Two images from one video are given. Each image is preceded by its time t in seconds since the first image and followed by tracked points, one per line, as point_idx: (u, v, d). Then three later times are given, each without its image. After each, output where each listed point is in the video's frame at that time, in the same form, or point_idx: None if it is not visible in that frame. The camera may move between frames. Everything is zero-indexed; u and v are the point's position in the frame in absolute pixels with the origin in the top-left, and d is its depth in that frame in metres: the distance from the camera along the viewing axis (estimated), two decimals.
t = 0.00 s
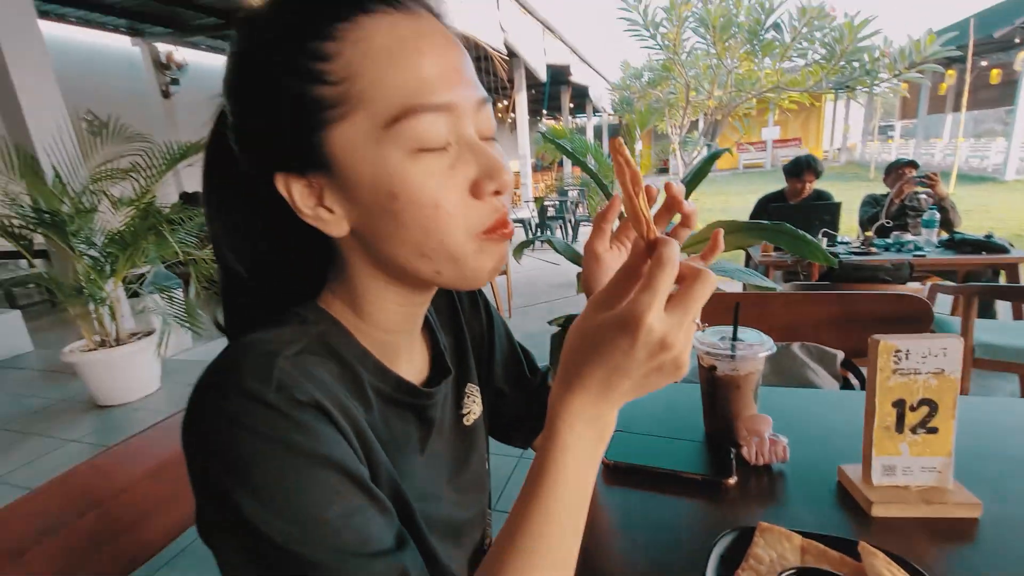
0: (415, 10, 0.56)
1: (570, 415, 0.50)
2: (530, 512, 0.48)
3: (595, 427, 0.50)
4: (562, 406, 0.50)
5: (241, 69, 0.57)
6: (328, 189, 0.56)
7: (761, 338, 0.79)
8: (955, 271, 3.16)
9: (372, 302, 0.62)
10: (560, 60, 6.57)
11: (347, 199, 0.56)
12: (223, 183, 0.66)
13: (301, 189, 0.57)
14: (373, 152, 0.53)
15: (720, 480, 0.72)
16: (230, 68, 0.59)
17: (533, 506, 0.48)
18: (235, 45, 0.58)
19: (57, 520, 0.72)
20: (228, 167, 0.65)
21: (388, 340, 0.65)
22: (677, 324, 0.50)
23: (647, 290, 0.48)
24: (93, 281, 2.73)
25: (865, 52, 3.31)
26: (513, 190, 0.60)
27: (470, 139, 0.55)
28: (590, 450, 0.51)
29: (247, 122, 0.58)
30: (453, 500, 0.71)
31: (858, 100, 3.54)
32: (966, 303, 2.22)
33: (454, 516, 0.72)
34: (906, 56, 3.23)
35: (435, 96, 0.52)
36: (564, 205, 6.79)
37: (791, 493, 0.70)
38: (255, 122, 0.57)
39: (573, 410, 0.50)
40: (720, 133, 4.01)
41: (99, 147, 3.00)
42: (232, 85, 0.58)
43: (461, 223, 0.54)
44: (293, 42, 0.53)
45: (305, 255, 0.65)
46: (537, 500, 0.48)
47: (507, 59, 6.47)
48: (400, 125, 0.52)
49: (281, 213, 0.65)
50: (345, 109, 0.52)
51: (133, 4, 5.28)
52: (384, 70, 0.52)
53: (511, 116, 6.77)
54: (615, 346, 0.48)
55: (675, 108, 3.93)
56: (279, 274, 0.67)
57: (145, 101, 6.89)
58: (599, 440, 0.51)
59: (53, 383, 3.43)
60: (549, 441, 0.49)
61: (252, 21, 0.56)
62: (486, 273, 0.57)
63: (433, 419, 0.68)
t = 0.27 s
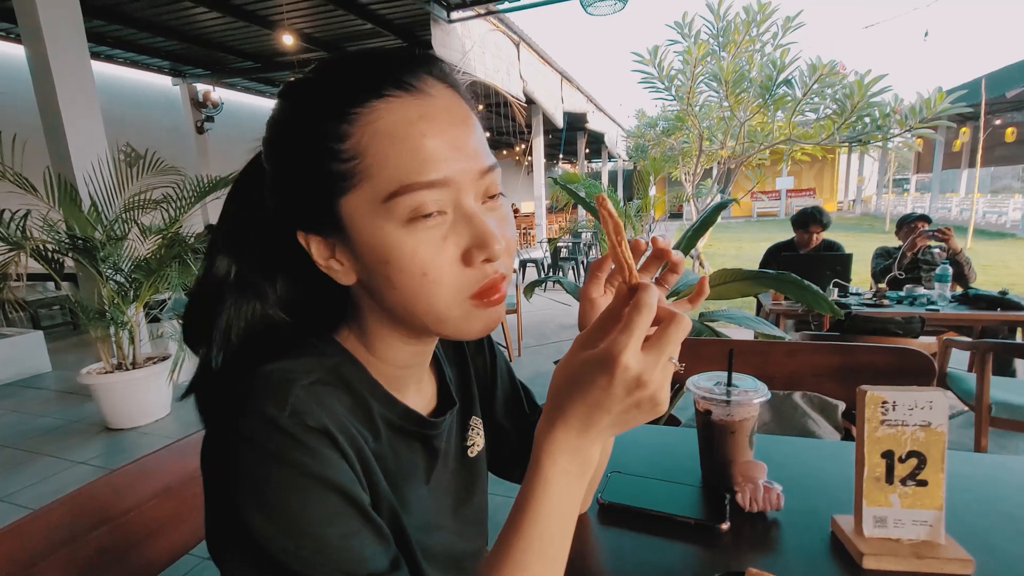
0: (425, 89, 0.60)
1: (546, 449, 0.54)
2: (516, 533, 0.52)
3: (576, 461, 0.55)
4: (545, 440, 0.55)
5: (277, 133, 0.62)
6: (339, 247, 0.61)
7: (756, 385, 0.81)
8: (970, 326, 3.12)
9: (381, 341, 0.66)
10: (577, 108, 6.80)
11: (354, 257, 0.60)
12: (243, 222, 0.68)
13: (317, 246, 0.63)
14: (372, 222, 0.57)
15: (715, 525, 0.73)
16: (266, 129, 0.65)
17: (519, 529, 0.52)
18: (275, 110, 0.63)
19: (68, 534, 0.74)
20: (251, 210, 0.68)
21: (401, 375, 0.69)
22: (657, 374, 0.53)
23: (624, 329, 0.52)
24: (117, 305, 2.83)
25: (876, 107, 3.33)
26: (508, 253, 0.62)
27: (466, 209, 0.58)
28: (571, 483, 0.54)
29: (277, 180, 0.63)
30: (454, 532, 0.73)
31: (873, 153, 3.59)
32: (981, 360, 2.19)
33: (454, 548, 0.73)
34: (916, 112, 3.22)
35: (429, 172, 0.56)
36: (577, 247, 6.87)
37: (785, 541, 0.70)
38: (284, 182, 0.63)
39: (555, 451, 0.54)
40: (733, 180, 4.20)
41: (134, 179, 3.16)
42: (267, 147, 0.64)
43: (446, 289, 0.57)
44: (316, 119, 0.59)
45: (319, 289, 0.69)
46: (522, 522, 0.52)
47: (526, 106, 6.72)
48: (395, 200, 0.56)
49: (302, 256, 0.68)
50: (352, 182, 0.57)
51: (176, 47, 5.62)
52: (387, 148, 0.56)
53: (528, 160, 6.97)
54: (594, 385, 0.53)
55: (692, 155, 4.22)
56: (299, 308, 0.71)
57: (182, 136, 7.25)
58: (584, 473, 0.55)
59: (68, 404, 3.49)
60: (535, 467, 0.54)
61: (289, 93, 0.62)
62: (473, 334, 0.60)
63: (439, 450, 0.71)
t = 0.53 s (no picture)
0: (414, 93, 0.61)
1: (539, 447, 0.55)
2: (506, 531, 0.52)
3: (565, 461, 0.55)
4: (535, 439, 0.55)
5: (282, 129, 0.65)
6: (329, 248, 0.62)
7: (753, 392, 0.81)
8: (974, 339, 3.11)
9: (377, 340, 0.66)
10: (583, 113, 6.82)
11: (340, 258, 0.61)
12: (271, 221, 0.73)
13: (310, 246, 0.65)
14: (353, 225, 0.58)
15: (708, 530, 0.73)
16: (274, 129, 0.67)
17: (508, 526, 0.52)
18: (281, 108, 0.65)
19: (65, 525, 0.75)
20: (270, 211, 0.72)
21: (395, 373, 0.70)
22: (648, 372, 0.53)
23: (616, 329, 0.52)
24: (122, 300, 2.85)
25: (883, 118, 3.31)
26: (492, 264, 0.61)
27: (447, 214, 0.58)
28: (557, 484, 0.55)
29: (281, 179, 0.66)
30: (448, 531, 0.73)
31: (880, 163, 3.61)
32: (984, 372, 2.18)
33: (448, 548, 0.73)
34: (922, 123, 3.21)
35: (407, 176, 0.57)
36: (581, 251, 6.87)
37: (777, 548, 0.70)
38: (285, 181, 0.65)
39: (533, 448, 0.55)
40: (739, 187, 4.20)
41: (142, 175, 3.19)
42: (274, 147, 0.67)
43: (424, 292, 0.57)
44: (310, 120, 0.61)
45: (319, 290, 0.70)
46: (511, 519, 0.53)
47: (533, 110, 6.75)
48: (373, 203, 0.57)
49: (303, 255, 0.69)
50: (336, 185, 0.59)
51: (187, 45, 5.68)
52: (368, 151, 0.57)
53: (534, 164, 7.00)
54: (583, 384, 0.53)
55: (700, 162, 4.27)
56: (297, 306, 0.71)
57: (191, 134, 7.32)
58: (573, 473, 0.56)
59: (71, 397, 3.52)
60: (525, 465, 0.54)
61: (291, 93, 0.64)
62: (456, 341, 0.59)
63: (435, 448, 0.71)
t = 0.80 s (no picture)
0: (416, 91, 0.60)
1: (540, 448, 0.54)
2: (507, 527, 0.52)
3: (565, 462, 0.55)
4: (535, 439, 0.55)
5: (263, 131, 0.62)
6: (335, 249, 0.62)
7: (753, 393, 0.81)
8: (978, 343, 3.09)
9: (378, 336, 0.66)
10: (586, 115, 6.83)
11: (352, 260, 0.61)
12: (236, 220, 0.69)
13: (315, 250, 0.63)
14: (372, 228, 0.57)
15: (708, 532, 0.72)
16: (253, 131, 0.64)
17: (508, 523, 0.52)
18: (261, 110, 0.63)
19: (63, 521, 0.75)
20: (243, 212, 0.69)
21: (395, 369, 0.69)
22: (649, 378, 0.54)
23: (618, 330, 0.52)
24: (124, 298, 2.85)
25: (887, 121, 3.30)
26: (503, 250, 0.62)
27: (463, 211, 0.58)
28: (559, 486, 0.54)
29: (268, 182, 0.63)
30: (448, 530, 0.73)
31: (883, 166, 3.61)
32: (987, 377, 2.16)
33: (447, 547, 0.73)
34: (926, 126, 3.19)
35: (425, 177, 0.56)
36: (583, 253, 6.87)
37: (778, 551, 0.69)
38: (275, 185, 0.63)
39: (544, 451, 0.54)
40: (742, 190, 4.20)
41: (144, 173, 3.20)
42: (254, 149, 0.64)
43: (446, 291, 0.58)
44: (309, 125, 0.59)
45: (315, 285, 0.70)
46: (509, 519, 0.52)
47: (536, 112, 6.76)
48: (395, 206, 0.56)
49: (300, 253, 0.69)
50: (350, 188, 0.58)
51: (191, 45, 5.69)
52: (382, 155, 0.56)
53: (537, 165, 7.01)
54: (585, 385, 0.53)
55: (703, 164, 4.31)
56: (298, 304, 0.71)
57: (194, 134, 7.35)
58: (572, 475, 0.55)
59: (73, 394, 3.52)
60: (524, 467, 0.54)
61: (276, 95, 0.62)
62: (472, 331, 0.60)
63: (435, 446, 0.71)
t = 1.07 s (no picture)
0: (412, 100, 0.60)
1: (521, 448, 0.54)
2: (494, 530, 0.52)
3: (553, 468, 0.54)
4: (523, 444, 0.55)
5: (278, 134, 0.65)
6: (321, 249, 0.62)
7: (750, 396, 0.80)
8: (979, 343, 3.09)
9: (369, 341, 0.66)
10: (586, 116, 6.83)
11: (332, 259, 0.61)
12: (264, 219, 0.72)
13: (304, 246, 0.64)
14: (346, 229, 0.58)
15: (704, 536, 0.72)
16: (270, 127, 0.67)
17: (495, 526, 0.52)
18: (278, 105, 0.65)
19: (62, 524, 0.75)
20: (266, 215, 0.71)
21: (388, 374, 0.70)
22: (634, 379, 0.52)
23: (597, 331, 0.53)
24: (125, 300, 2.85)
25: (887, 121, 3.29)
26: (482, 270, 0.61)
27: (440, 223, 0.58)
28: (539, 491, 0.54)
29: (276, 181, 0.66)
30: (443, 534, 0.73)
31: (884, 166, 3.61)
32: (989, 378, 2.16)
33: (442, 552, 0.73)
34: (927, 127, 3.18)
35: (403, 183, 0.56)
36: (584, 253, 6.86)
37: (773, 555, 0.69)
38: (281, 183, 0.64)
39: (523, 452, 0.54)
40: (742, 191, 4.20)
41: (145, 176, 3.20)
42: (270, 145, 0.66)
43: (413, 299, 0.57)
44: (308, 123, 0.60)
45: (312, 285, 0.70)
46: (499, 523, 0.52)
47: (537, 113, 6.77)
48: (366, 208, 0.57)
49: (297, 255, 0.69)
50: (331, 189, 0.58)
51: (192, 47, 5.71)
52: (364, 157, 0.57)
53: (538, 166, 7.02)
54: (568, 388, 0.53)
55: (700, 165, 4.28)
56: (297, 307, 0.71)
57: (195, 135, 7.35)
58: (560, 481, 0.55)
59: (74, 397, 3.53)
60: (511, 474, 0.54)
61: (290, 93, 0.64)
62: (442, 344, 0.59)
63: (430, 451, 0.71)
